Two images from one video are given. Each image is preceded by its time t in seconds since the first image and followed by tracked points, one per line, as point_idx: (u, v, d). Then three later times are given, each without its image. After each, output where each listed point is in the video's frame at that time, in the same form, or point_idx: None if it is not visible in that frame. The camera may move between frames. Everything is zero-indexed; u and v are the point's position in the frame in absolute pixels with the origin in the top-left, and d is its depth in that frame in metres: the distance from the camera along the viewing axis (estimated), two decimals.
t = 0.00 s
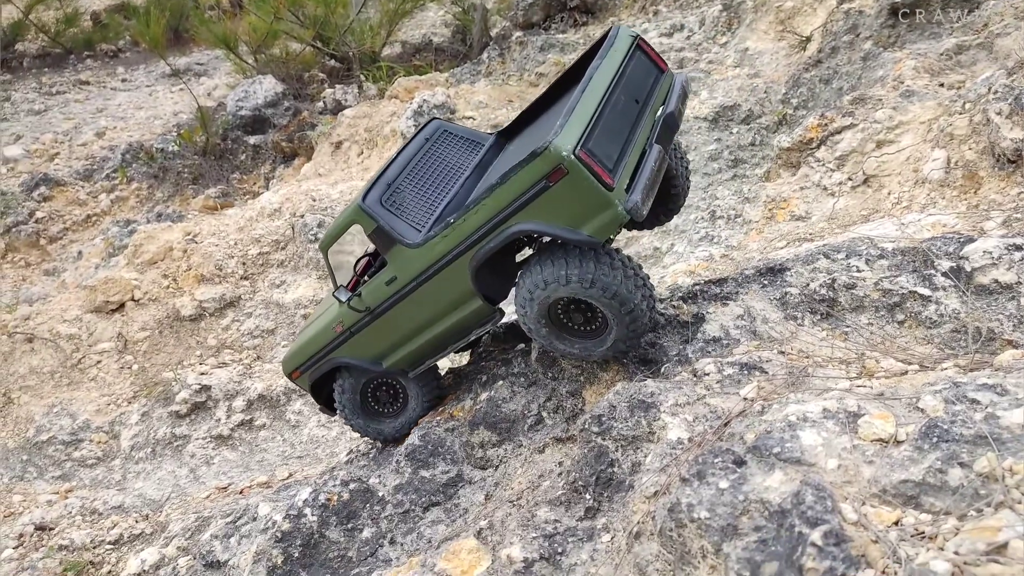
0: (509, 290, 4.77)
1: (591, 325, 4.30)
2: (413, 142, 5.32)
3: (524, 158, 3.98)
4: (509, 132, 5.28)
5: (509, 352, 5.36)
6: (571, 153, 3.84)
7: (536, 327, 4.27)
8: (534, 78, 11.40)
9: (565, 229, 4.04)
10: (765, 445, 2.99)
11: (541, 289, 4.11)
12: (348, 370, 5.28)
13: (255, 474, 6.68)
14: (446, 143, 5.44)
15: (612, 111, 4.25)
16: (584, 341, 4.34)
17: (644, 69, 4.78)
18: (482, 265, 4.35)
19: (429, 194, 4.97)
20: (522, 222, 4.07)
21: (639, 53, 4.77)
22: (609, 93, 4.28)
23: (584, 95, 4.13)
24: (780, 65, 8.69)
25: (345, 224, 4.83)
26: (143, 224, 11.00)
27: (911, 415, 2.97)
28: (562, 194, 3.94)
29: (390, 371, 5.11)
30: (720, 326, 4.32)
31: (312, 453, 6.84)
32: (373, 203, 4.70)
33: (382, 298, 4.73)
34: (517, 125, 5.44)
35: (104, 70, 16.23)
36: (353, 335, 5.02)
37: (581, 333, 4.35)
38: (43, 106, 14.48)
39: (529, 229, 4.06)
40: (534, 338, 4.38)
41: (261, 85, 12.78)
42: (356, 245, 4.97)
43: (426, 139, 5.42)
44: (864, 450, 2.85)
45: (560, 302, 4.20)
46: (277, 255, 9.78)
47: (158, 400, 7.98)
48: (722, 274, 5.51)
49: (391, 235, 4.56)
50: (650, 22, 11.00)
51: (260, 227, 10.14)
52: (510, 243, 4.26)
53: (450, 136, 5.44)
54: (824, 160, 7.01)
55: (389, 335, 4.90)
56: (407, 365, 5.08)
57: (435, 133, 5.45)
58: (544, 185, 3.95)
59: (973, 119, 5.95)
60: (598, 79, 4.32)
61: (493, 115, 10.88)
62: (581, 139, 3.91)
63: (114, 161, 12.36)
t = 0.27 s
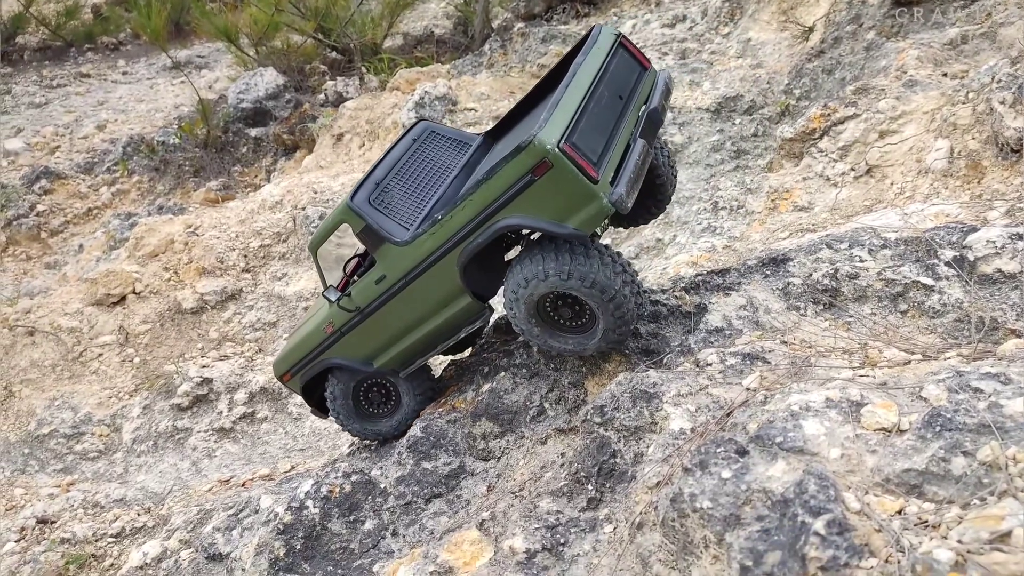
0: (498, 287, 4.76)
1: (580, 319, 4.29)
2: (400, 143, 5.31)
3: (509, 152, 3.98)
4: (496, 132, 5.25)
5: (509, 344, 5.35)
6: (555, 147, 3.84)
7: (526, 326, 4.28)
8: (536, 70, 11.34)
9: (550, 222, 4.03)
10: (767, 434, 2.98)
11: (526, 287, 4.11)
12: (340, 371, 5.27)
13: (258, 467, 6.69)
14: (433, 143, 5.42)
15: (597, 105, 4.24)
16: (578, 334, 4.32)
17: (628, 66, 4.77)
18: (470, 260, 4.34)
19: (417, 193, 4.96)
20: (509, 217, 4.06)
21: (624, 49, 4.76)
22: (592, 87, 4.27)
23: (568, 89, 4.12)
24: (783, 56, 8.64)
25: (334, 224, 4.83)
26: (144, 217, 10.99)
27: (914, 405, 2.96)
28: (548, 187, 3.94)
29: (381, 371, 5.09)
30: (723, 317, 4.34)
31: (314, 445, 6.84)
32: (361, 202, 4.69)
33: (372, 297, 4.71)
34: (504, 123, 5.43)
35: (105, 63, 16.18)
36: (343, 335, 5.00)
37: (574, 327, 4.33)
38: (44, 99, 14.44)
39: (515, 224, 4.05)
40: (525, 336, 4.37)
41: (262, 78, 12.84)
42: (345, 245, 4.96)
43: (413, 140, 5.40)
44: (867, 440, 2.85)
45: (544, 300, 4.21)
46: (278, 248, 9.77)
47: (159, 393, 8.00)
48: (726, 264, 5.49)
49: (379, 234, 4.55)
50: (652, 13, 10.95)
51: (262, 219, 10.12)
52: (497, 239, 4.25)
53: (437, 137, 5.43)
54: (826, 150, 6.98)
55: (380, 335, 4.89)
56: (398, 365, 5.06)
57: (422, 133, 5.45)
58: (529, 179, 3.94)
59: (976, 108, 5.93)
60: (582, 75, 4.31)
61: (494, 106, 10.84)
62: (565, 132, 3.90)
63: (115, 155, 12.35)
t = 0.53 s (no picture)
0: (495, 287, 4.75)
1: (577, 319, 4.28)
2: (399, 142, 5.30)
3: (506, 152, 3.98)
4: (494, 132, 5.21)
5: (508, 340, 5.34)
6: (552, 146, 3.83)
7: (523, 327, 4.29)
8: (537, 66, 11.32)
9: (547, 222, 4.02)
10: (767, 433, 2.97)
11: (519, 288, 4.13)
12: (338, 370, 5.27)
13: (259, 463, 6.69)
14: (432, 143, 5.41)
15: (594, 105, 4.23)
16: (578, 333, 4.30)
17: (627, 66, 4.75)
18: (466, 259, 4.33)
19: (415, 192, 4.95)
20: (505, 216, 4.06)
21: (623, 49, 4.74)
22: (590, 88, 4.26)
23: (565, 89, 4.12)
24: (784, 52, 8.62)
25: (332, 222, 4.82)
26: (145, 213, 10.99)
27: (915, 403, 2.95)
28: (544, 186, 3.93)
29: (378, 370, 5.09)
30: (724, 314, 4.32)
31: (315, 441, 6.85)
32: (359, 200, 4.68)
33: (369, 296, 4.71)
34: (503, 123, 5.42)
35: (107, 59, 16.17)
36: (341, 334, 5.00)
37: (574, 326, 4.31)
38: (47, 95, 14.44)
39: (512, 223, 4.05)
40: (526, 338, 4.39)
41: (264, 73, 12.66)
42: (344, 244, 4.96)
43: (412, 140, 5.39)
44: (867, 439, 2.84)
45: (539, 301, 4.23)
46: (279, 244, 9.76)
47: (161, 389, 8.01)
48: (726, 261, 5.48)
49: (377, 233, 4.55)
50: (653, 9, 10.92)
51: (263, 215, 10.10)
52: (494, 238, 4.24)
53: (436, 137, 5.41)
54: (827, 147, 6.96)
55: (377, 333, 4.88)
56: (395, 363, 5.06)
57: (421, 133, 5.44)
58: (526, 178, 3.94)
59: (978, 105, 5.91)
60: (580, 75, 4.30)
61: (495, 102, 10.81)
62: (562, 132, 3.90)
63: (116, 151, 12.35)
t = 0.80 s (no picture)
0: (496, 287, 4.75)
1: (576, 317, 4.25)
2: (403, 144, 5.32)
3: (507, 151, 4.00)
4: (496, 135, 5.18)
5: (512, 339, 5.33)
6: (552, 144, 3.86)
7: (525, 329, 4.30)
8: (540, 64, 11.31)
9: (547, 220, 4.03)
10: (774, 433, 2.97)
11: (516, 289, 4.15)
12: (339, 371, 5.27)
13: (263, 461, 6.71)
14: (436, 145, 5.43)
15: (596, 106, 4.25)
16: (579, 332, 4.27)
17: (629, 69, 4.77)
18: (467, 259, 4.34)
19: (417, 193, 4.97)
20: (506, 214, 4.07)
21: (625, 52, 4.77)
22: (592, 88, 4.28)
23: (566, 90, 4.14)
24: (788, 51, 8.60)
25: (335, 222, 4.84)
26: (150, 211, 11.01)
27: (922, 404, 2.94)
28: (544, 185, 3.94)
29: (379, 370, 5.08)
30: (729, 313, 4.31)
31: (320, 439, 6.85)
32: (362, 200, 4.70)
33: (370, 295, 4.72)
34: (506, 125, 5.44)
35: (112, 58, 16.20)
36: (343, 333, 5.00)
37: (575, 326, 4.28)
38: (52, 94, 14.46)
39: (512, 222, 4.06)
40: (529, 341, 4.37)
41: (267, 72, 12.70)
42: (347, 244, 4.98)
43: (415, 142, 5.40)
44: (874, 439, 2.84)
45: (538, 303, 4.23)
46: (284, 242, 9.77)
47: (166, 387, 8.03)
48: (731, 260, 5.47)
49: (379, 232, 4.57)
50: (657, 7, 10.91)
51: (267, 214, 10.11)
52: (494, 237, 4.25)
53: (439, 139, 5.43)
54: (832, 146, 6.95)
55: (378, 333, 4.88)
56: (396, 364, 5.04)
57: (425, 135, 5.46)
58: (527, 176, 3.95)
59: (983, 104, 5.90)
60: (581, 76, 4.32)
61: (499, 101, 10.80)
62: (562, 131, 3.92)
63: (121, 149, 12.37)
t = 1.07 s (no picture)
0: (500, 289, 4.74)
1: (579, 320, 4.26)
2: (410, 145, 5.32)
3: (513, 152, 3.99)
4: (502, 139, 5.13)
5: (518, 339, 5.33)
6: (558, 146, 3.84)
7: (528, 334, 4.32)
8: (546, 64, 11.30)
9: (551, 223, 4.01)
10: (782, 434, 2.97)
11: (517, 295, 4.17)
12: (342, 370, 5.29)
13: (269, 459, 6.72)
14: (442, 148, 5.43)
15: (602, 109, 4.23)
16: (582, 335, 4.29)
17: (636, 73, 4.76)
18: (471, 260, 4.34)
19: (423, 194, 4.97)
20: (511, 216, 4.07)
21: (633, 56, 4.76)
22: (599, 92, 4.27)
23: (573, 93, 4.12)
24: (795, 50, 8.58)
25: (341, 222, 4.85)
26: (157, 210, 11.04)
27: (931, 405, 2.94)
28: (550, 186, 3.93)
29: (381, 370, 5.08)
30: (736, 314, 4.30)
31: (325, 438, 6.86)
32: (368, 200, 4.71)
33: (374, 296, 4.74)
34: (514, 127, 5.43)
35: (119, 57, 16.25)
36: (346, 333, 5.02)
37: (577, 329, 4.29)
38: (59, 93, 14.51)
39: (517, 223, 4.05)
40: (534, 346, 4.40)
41: (274, 71, 12.72)
42: (352, 244, 4.99)
43: (422, 144, 5.40)
44: (883, 440, 2.83)
45: (540, 307, 4.25)
46: (290, 241, 9.78)
47: (173, 385, 8.06)
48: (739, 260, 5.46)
49: (384, 232, 4.57)
50: (663, 6, 10.89)
51: (274, 213, 10.13)
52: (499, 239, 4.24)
53: (445, 142, 5.43)
54: (840, 146, 6.93)
55: (382, 332, 4.89)
56: (398, 364, 5.04)
57: (432, 137, 5.46)
58: (532, 178, 3.94)
59: (993, 105, 5.87)
60: (589, 79, 4.31)
61: (505, 100, 10.79)
62: (569, 133, 3.90)
63: (128, 148, 12.41)
